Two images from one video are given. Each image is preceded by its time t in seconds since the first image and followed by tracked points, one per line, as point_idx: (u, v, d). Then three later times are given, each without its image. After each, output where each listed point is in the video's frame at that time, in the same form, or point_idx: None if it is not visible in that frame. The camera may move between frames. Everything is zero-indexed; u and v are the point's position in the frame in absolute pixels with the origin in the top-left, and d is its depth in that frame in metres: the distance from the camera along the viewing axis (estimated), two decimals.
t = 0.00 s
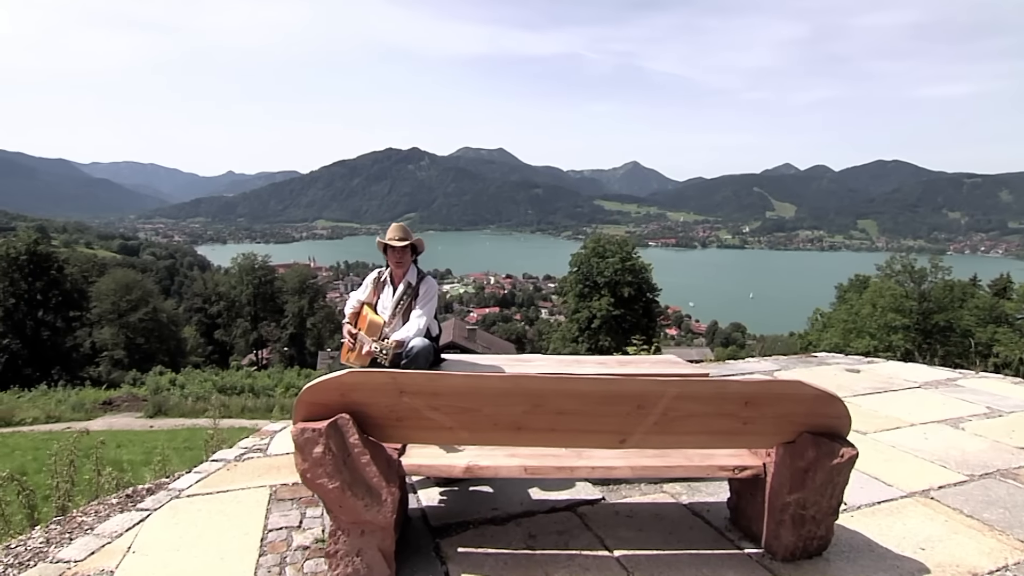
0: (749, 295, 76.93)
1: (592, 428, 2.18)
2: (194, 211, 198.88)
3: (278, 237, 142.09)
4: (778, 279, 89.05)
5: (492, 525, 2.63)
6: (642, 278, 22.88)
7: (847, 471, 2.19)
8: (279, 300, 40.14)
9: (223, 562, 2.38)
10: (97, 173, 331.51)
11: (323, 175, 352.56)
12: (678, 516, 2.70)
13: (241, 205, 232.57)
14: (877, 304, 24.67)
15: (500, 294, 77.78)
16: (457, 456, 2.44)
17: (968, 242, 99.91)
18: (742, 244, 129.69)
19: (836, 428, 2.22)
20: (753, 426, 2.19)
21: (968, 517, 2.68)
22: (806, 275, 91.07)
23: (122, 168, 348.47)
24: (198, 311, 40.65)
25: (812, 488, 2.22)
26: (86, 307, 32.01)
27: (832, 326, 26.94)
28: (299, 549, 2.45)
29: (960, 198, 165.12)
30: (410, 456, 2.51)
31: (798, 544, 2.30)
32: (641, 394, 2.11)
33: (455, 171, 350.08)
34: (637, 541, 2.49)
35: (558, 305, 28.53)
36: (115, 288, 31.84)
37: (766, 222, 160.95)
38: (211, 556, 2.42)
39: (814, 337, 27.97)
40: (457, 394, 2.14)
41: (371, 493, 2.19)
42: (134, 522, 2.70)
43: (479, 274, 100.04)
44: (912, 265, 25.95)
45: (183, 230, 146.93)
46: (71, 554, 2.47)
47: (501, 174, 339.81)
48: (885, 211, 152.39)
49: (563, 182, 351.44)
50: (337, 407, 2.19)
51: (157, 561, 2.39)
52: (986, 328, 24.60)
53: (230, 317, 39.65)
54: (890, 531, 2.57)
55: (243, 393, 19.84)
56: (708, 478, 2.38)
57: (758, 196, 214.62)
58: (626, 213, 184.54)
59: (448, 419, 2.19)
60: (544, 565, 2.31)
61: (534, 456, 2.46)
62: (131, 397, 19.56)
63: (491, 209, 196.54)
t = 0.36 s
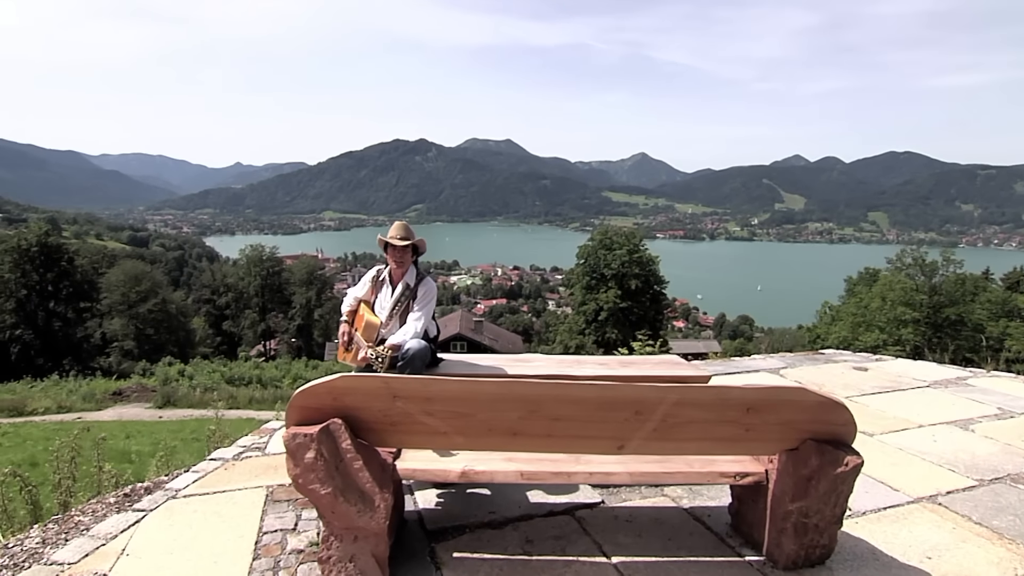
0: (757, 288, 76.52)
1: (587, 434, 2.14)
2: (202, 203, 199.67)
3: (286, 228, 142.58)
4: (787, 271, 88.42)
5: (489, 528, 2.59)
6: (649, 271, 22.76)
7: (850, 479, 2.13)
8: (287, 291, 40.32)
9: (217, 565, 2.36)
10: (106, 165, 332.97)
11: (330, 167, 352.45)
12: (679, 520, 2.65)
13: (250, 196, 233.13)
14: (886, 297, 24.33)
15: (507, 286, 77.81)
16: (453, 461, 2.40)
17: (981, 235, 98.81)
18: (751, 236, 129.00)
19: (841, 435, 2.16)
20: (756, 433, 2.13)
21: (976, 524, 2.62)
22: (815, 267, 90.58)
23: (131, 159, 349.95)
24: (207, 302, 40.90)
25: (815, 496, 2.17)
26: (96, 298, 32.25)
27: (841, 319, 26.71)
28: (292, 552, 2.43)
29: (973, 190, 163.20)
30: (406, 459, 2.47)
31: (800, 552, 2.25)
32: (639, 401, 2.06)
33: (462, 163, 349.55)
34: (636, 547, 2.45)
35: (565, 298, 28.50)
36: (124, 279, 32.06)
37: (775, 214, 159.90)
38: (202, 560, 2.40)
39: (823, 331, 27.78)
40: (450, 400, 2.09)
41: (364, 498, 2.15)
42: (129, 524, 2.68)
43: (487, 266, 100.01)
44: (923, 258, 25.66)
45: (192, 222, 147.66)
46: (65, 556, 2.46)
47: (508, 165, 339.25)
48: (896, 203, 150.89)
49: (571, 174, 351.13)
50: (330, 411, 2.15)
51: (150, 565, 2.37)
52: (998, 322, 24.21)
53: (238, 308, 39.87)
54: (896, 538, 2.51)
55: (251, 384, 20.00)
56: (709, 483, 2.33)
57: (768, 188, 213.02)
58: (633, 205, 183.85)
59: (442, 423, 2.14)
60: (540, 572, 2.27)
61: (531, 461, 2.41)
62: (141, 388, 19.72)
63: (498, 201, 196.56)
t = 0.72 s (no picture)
0: (768, 281, 76.14)
1: (586, 440, 2.09)
2: (213, 195, 200.79)
3: (296, 220, 143.25)
4: (799, 265, 87.91)
5: (488, 531, 2.55)
6: (658, 264, 22.58)
7: (858, 489, 2.06)
8: (297, 283, 40.46)
9: (212, 567, 2.34)
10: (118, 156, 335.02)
11: (340, 158, 352.51)
12: (681, 526, 2.60)
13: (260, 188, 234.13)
14: (899, 291, 24.01)
15: (516, 278, 77.96)
16: (450, 465, 2.36)
17: (997, 228, 97.46)
18: (761, 229, 128.30)
19: (849, 443, 2.09)
20: (758, 440, 2.07)
21: (988, 533, 2.55)
22: (826, 261, 89.83)
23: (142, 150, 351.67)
24: (218, 294, 41.17)
25: (820, 506, 2.11)
26: (109, 290, 32.54)
27: (852, 314, 26.41)
28: (288, 554, 2.41)
29: (990, 183, 160.92)
30: (403, 463, 2.44)
31: (804, 562, 2.19)
32: (639, 406, 2.00)
33: (471, 155, 349.04)
34: (635, 553, 2.40)
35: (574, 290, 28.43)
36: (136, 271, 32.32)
37: (787, 207, 158.68)
38: (199, 560, 2.39)
39: (833, 326, 27.49)
40: (446, 404, 2.05)
41: (358, 503, 2.12)
42: (126, 524, 2.68)
43: (496, 259, 99.90)
44: (937, 252, 25.71)
45: (203, 214, 148.65)
46: (61, 556, 2.45)
47: (518, 157, 338.72)
48: (911, 195, 149.16)
49: (581, 166, 350.30)
50: (324, 415, 2.12)
51: (143, 566, 2.34)
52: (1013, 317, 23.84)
53: (249, 300, 40.09)
54: (900, 547, 2.45)
55: (261, 375, 20.16)
56: (712, 491, 2.28)
57: (780, 180, 211.48)
58: (644, 197, 183.02)
59: (437, 428, 2.11)
60: None
61: (529, 465, 2.37)
62: (152, 378, 19.91)
63: (507, 193, 196.56)
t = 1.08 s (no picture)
0: (781, 277, 75.62)
1: (588, 449, 2.03)
2: (226, 188, 201.83)
3: (308, 214, 143.91)
4: (812, 260, 87.22)
5: (487, 537, 2.52)
6: (670, 259, 22.43)
7: (866, 501, 1.99)
8: (309, 276, 40.76)
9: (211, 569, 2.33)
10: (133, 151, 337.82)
11: (352, 152, 352.78)
12: (685, 533, 2.54)
13: (273, 182, 235.07)
14: (915, 289, 23.60)
15: (527, 273, 78.07)
16: (448, 471, 2.32)
17: (1016, 224, 96.03)
18: (775, 224, 127.30)
19: (857, 453, 2.02)
20: (763, 450, 2.01)
21: (1003, 546, 2.47)
22: (841, 256, 88.91)
23: (155, 145, 351.58)
24: (230, 287, 41.53)
25: (827, 517, 2.05)
26: (124, 282, 32.89)
27: (866, 311, 26.14)
28: (287, 558, 2.38)
29: (1009, 178, 158.39)
30: (401, 468, 2.40)
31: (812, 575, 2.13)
32: (641, 414, 1.94)
33: (483, 149, 348.85)
34: (638, 562, 2.34)
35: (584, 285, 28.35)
36: (151, 264, 32.63)
37: (801, 202, 157.22)
38: (196, 563, 2.38)
39: (847, 322, 27.20)
40: (444, 410, 2.01)
41: (354, 508, 2.10)
42: (127, 524, 2.68)
43: (507, 253, 99.89)
44: (955, 249, 25.37)
45: (216, 208, 149.56)
46: (61, 557, 2.44)
47: (529, 151, 338.07)
48: (928, 190, 147.21)
49: (593, 160, 348.91)
50: (320, 419, 2.09)
51: (141, 568, 2.34)
52: None
53: (261, 293, 40.40)
54: (911, 558, 2.37)
55: (272, 368, 20.30)
56: (716, 500, 2.21)
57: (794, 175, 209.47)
58: (655, 192, 182.13)
59: (435, 433, 2.07)
60: None
61: (530, 471, 2.31)
62: (166, 371, 20.10)
63: (519, 187, 196.35)
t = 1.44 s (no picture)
0: (790, 275, 75.22)
1: (583, 458, 1.99)
2: (237, 185, 202.71)
3: (317, 211, 144.31)
4: (822, 258, 86.77)
5: (481, 545, 2.47)
6: (679, 257, 22.35)
7: (869, 515, 1.92)
8: (317, 273, 40.93)
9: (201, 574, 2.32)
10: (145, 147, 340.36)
11: (361, 149, 352.86)
12: (686, 543, 2.48)
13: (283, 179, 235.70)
14: (927, 287, 23.21)
15: (536, 270, 78.21)
16: (441, 479, 2.29)
17: None
18: (785, 222, 126.56)
19: (863, 466, 1.95)
20: (764, 460, 1.96)
21: (1014, 559, 2.40)
22: (851, 254, 88.26)
23: (166, 141, 352.43)
24: (240, 283, 41.76)
25: (829, 532, 1.99)
26: (135, 278, 33.14)
27: (877, 309, 25.87)
28: (278, 565, 2.35)
29: None
30: (395, 476, 2.37)
31: None
32: (637, 425, 1.89)
33: (492, 146, 348.84)
34: (635, 571, 2.30)
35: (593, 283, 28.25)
36: (161, 260, 32.84)
37: (812, 199, 156.17)
38: (187, 566, 2.37)
39: (858, 321, 26.96)
40: (437, 420, 1.96)
41: (344, 518, 2.07)
42: (121, 528, 2.67)
43: (515, 250, 99.89)
44: (968, 247, 25.01)
45: (226, 204, 150.19)
46: (54, 561, 2.44)
47: (538, 148, 337.85)
48: (941, 187, 145.75)
49: (602, 158, 348.39)
50: (311, 427, 2.06)
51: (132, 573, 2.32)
52: None
53: (270, 289, 40.59)
54: (917, 572, 2.31)
55: (281, 364, 20.36)
56: (715, 512, 2.16)
57: (804, 172, 208.07)
58: (665, 189, 181.56)
59: (428, 442, 2.03)
60: None
61: (525, 479, 2.28)
62: (176, 366, 20.21)
63: (527, 183, 196.44)
